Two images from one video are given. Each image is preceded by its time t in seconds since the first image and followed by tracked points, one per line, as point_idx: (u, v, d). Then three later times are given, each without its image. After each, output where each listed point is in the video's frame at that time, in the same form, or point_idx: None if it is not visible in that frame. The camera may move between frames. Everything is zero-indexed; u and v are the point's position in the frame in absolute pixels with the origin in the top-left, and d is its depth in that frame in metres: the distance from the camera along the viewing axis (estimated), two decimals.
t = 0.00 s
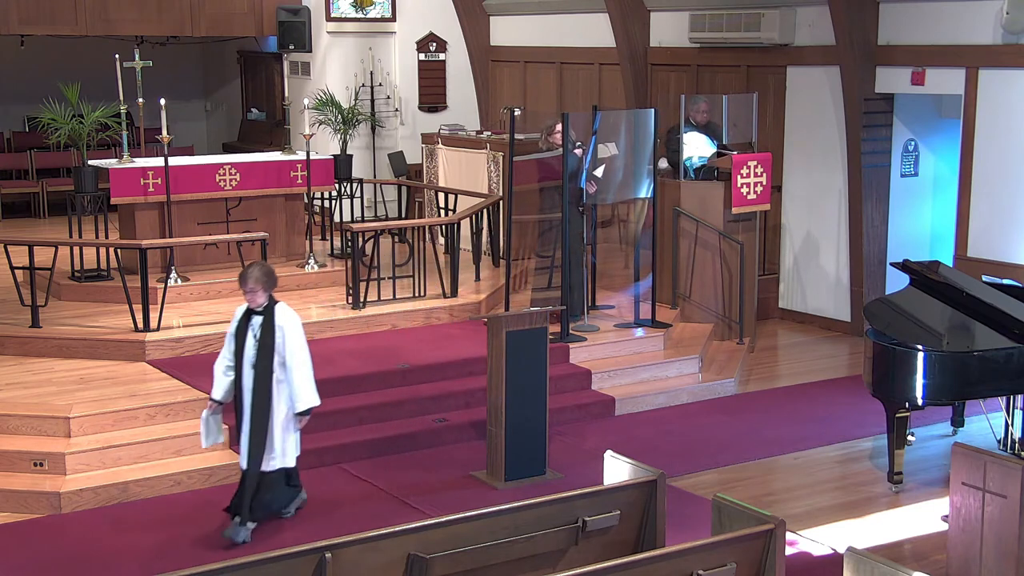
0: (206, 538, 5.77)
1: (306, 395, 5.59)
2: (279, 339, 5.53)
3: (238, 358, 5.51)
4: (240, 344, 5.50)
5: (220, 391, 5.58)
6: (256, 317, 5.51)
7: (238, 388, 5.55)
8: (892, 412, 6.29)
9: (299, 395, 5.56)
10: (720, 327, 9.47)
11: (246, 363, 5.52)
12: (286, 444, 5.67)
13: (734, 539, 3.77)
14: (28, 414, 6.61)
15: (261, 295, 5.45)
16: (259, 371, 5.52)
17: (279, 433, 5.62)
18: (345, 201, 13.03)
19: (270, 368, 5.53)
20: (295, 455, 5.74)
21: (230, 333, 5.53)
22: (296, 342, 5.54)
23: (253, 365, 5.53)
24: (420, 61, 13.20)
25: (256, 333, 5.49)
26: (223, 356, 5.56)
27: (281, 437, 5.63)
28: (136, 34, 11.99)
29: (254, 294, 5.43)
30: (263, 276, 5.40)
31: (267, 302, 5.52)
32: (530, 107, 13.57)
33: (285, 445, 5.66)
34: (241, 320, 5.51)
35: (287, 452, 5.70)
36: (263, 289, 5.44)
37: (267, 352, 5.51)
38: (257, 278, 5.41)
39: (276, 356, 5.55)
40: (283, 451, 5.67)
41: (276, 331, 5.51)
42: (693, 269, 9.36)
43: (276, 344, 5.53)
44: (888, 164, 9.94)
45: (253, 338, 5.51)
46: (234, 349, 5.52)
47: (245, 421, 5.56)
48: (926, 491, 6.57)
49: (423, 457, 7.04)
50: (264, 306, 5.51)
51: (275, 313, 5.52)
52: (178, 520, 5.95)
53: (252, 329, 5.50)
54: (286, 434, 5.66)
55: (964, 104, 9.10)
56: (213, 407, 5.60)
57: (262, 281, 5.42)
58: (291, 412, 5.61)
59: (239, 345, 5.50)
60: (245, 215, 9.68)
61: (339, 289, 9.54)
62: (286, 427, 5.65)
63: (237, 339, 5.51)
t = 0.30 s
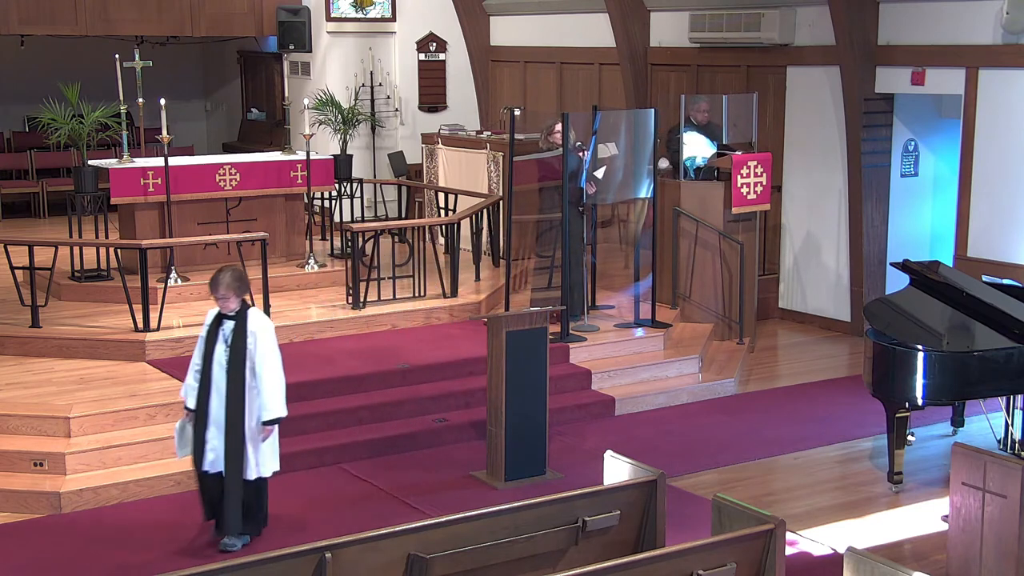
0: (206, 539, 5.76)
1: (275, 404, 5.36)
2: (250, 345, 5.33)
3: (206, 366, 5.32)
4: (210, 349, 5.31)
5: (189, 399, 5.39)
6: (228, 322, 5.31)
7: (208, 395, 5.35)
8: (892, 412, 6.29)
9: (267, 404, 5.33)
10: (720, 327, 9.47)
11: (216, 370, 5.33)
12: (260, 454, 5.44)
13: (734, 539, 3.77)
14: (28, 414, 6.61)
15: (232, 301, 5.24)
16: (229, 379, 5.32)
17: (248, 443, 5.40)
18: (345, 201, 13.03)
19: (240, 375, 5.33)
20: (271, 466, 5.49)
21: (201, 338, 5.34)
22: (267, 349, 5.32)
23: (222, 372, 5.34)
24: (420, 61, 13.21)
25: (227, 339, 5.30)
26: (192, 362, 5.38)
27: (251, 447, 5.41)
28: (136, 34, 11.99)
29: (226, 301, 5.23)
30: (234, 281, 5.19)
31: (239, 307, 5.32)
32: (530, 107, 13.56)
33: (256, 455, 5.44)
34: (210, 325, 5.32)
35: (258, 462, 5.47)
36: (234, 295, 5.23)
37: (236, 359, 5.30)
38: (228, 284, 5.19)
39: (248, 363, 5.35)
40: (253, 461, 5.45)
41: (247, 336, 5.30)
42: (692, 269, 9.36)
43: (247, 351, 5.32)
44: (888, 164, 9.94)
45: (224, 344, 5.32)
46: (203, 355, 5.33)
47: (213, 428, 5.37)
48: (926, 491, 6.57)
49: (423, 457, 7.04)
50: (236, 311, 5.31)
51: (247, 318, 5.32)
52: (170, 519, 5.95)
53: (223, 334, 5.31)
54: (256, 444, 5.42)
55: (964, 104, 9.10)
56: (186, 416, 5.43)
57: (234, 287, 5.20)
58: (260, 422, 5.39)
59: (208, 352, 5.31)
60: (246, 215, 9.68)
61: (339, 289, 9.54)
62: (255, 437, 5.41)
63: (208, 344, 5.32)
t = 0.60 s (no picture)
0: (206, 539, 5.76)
1: (248, 420, 5.17)
2: (223, 360, 5.13)
3: (177, 382, 5.10)
4: (180, 365, 5.10)
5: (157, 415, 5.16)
6: (199, 336, 5.11)
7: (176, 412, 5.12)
8: (892, 412, 6.29)
9: (240, 420, 5.14)
10: (720, 327, 9.47)
11: (186, 386, 5.12)
12: (235, 469, 5.28)
13: (734, 539, 3.77)
14: (28, 414, 6.61)
15: (202, 315, 5.05)
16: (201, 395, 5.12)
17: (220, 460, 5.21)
18: (345, 202, 13.04)
19: (211, 391, 5.12)
20: (249, 481, 5.32)
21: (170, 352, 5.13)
22: (241, 364, 5.12)
23: (194, 388, 5.12)
24: (420, 61, 13.21)
25: (198, 353, 5.10)
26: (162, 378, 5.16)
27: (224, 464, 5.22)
28: (136, 34, 11.99)
29: (195, 315, 5.03)
30: (203, 294, 5.00)
31: (211, 321, 5.12)
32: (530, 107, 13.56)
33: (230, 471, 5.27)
34: (181, 339, 5.11)
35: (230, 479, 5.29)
36: (204, 309, 5.03)
37: (207, 375, 5.10)
38: (196, 297, 5.00)
39: (221, 378, 5.15)
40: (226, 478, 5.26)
41: (219, 351, 5.11)
42: (693, 268, 9.36)
43: (219, 366, 5.12)
44: (888, 164, 9.94)
45: (195, 359, 5.11)
46: (173, 372, 5.12)
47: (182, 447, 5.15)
48: (926, 491, 6.57)
49: (423, 456, 7.04)
50: (208, 324, 5.11)
51: (219, 332, 5.12)
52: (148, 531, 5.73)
53: (194, 348, 5.11)
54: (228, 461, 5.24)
55: (964, 104, 9.10)
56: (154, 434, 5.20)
57: (202, 301, 5.01)
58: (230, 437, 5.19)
59: (180, 368, 5.10)
60: (246, 215, 9.68)
61: (339, 289, 9.54)
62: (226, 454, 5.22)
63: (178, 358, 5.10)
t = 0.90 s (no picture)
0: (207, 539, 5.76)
1: (219, 429, 4.84)
2: (190, 366, 4.82)
3: (141, 390, 4.76)
4: (144, 372, 4.76)
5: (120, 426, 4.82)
6: (164, 341, 4.78)
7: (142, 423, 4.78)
8: (892, 412, 6.29)
9: (210, 428, 4.81)
10: (720, 326, 9.47)
11: (151, 394, 4.77)
12: (203, 482, 4.89)
13: (734, 539, 3.77)
14: (28, 414, 6.61)
15: (167, 320, 4.72)
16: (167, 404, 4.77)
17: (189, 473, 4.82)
18: (345, 202, 13.04)
19: (178, 399, 4.78)
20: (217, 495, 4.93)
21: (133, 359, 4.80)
22: (210, 371, 4.82)
23: (159, 397, 4.77)
24: (420, 61, 13.21)
25: (163, 359, 4.77)
26: (124, 386, 4.81)
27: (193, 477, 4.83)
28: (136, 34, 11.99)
29: (160, 320, 4.71)
30: (168, 298, 4.68)
31: (177, 325, 4.80)
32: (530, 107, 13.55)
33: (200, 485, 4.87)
34: (143, 345, 4.78)
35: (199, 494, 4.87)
36: (169, 313, 4.71)
37: (174, 381, 4.77)
38: (161, 300, 4.68)
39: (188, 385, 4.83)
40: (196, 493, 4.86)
41: (186, 355, 4.80)
42: (692, 268, 9.36)
43: (187, 373, 4.81)
44: (888, 164, 9.94)
45: (160, 365, 4.78)
46: (137, 379, 4.77)
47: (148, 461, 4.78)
48: (926, 491, 6.57)
49: (424, 456, 7.04)
50: (172, 329, 4.78)
51: (184, 336, 4.80)
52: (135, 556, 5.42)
53: (158, 354, 4.78)
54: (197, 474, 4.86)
55: (964, 104, 9.10)
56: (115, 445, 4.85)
57: (168, 304, 4.69)
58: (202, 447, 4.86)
59: (144, 376, 4.76)
60: (246, 215, 9.69)
61: (339, 289, 9.54)
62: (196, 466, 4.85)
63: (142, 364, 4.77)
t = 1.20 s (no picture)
0: (206, 539, 5.75)
1: (196, 447, 4.66)
2: (166, 382, 4.63)
3: (114, 408, 4.56)
4: (116, 389, 4.56)
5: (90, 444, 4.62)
6: (136, 356, 4.59)
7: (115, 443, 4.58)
8: (893, 412, 6.29)
9: (187, 447, 4.64)
10: (720, 326, 9.47)
11: (124, 413, 4.57)
12: (177, 500, 4.72)
13: (734, 539, 3.77)
14: (28, 414, 6.61)
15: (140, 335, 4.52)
16: (140, 423, 4.57)
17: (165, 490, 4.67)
18: (345, 202, 13.04)
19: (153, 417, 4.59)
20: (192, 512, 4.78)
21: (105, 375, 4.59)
22: (187, 387, 4.64)
23: (133, 415, 4.57)
24: (420, 61, 13.21)
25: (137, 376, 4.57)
26: (96, 402, 4.62)
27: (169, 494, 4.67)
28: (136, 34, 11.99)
29: (133, 334, 4.51)
30: (143, 311, 4.48)
31: (149, 340, 4.61)
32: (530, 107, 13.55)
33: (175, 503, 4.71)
34: (116, 361, 4.58)
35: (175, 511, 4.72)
36: (143, 327, 4.51)
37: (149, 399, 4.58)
38: (136, 314, 4.48)
39: (164, 401, 4.64)
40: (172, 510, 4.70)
41: (160, 372, 4.61)
42: (693, 268, 9.36)
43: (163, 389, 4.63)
44: (888, 164, 9.94)
45: (132, 382, 4.57)
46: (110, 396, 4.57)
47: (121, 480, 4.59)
48: (926, 491, 6.57)
49: (424, 456, 7.04)
50: (145, 343, 4.60)
51: (158, 351, 4.63)
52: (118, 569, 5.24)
53: (131, 369, 4.58)
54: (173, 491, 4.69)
55: (964, 104, 9.10)
56: (81, 462, 4.64)
57: (143, 318, 4.49)
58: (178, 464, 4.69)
59: (116, 392, 4.56)
60: (246, 215, 9.69)
61: (339, 289, 9.54)
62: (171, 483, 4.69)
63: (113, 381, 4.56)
